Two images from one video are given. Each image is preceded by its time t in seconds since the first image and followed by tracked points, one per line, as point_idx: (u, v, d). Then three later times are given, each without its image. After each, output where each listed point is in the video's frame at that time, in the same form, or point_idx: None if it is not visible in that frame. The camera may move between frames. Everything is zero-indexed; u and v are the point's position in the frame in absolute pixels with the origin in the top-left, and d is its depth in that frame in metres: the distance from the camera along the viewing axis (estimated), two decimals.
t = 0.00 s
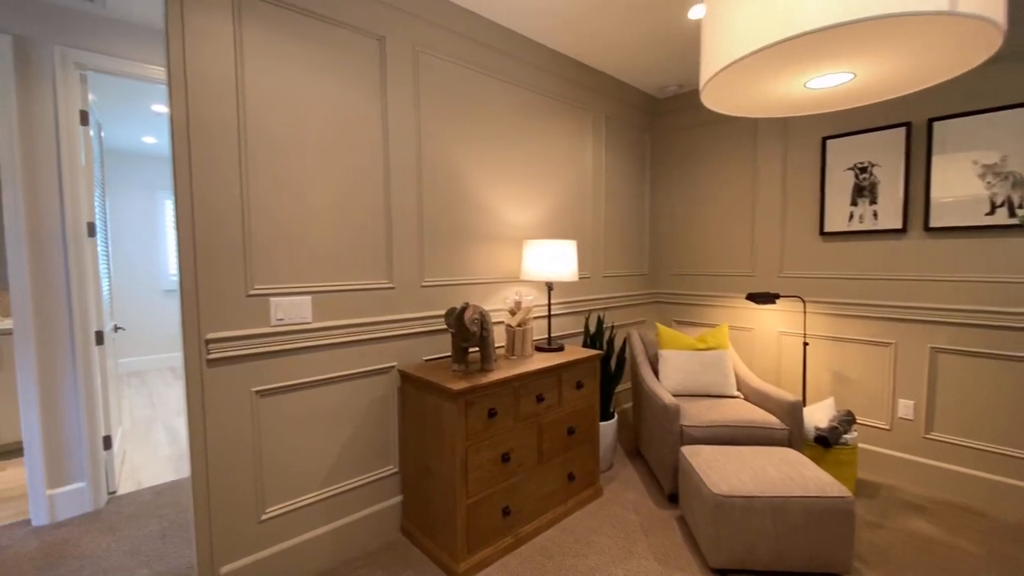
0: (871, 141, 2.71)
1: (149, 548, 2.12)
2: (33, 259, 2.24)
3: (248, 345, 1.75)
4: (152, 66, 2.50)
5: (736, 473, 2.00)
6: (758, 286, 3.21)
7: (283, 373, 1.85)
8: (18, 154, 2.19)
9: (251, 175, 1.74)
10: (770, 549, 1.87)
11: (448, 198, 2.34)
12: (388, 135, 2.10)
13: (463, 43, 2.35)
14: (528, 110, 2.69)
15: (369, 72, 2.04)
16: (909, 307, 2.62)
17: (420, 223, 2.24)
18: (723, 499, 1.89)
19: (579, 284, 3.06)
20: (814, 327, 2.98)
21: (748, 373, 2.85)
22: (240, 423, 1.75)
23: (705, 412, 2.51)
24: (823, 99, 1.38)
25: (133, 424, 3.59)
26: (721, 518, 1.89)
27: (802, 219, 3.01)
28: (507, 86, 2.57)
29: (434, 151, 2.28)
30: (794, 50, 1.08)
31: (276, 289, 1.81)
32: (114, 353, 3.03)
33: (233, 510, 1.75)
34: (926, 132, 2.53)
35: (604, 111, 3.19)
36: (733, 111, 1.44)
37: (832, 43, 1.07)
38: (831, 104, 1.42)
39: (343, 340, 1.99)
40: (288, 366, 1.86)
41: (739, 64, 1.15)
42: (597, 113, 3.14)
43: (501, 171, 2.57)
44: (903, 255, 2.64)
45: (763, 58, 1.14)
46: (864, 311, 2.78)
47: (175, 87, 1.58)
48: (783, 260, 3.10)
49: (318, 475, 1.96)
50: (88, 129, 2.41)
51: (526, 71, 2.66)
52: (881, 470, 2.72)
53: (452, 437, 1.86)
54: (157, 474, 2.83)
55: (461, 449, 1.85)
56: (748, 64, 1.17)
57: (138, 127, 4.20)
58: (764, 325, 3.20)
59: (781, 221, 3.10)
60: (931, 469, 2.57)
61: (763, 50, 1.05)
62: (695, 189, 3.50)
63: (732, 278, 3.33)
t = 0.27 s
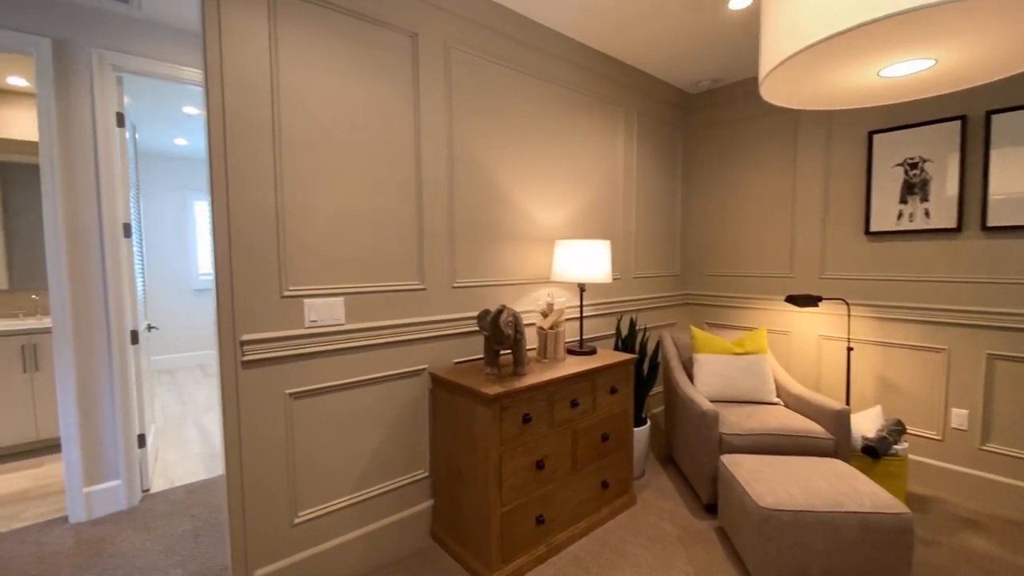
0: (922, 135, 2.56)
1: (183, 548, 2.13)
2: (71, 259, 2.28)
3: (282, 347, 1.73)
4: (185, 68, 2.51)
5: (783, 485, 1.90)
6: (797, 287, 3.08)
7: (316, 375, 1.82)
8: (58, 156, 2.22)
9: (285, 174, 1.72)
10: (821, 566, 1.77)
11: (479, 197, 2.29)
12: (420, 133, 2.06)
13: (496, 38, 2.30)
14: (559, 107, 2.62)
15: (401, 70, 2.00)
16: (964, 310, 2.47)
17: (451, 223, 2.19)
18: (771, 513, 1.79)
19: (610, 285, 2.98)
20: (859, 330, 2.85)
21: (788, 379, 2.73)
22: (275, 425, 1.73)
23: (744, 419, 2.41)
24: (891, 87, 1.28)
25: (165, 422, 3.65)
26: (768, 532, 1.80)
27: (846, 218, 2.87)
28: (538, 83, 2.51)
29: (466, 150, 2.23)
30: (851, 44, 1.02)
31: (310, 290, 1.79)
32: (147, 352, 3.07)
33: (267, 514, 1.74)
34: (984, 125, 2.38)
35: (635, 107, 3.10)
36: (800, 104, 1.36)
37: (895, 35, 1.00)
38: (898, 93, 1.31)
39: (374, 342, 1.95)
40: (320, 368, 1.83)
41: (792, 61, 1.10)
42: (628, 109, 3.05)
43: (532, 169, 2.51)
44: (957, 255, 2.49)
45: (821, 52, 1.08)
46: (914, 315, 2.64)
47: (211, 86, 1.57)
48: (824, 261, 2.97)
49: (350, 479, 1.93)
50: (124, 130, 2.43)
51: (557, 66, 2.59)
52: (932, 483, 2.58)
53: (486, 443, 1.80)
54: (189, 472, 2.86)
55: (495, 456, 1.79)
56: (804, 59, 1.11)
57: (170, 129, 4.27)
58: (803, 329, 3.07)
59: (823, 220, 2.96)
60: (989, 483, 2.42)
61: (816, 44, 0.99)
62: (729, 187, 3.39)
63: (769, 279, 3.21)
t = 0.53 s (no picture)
0: (981, 126, 2.41)
1: (215, 548, 2.11)
2: (106, 258, 2.29)
3: (316, 348, 1.69)
4: (216, 66, 2.50)
5: (838, 498, 1.79)
6: (840, 288, 2.95)
7: (350, 376, 1.78)
8: (94, 156, 2.24)
9: (320, 171, 1.68)
10: None
11: (512, 194, 2.23)
12: (454, 128, 2.01)
13: (530, 30, 2.24)
14: (593, 101, 2.54)
15: (435, 63, 1.95)
16: None
17: (484, 221, 2.13)
18: (826, 529, 1.69)
19: (644, 285, 2.89)
20: (909, 334, 2.70)
21: (833, 384, 2.61)
22: (309, 427, 1.70)
23: (789, 426, 2.29)
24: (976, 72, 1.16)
25: (195, 419, 3.68)
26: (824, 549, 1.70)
27: (895, 215, 2.73)
28: (572, 76, 2.43)
29: (500, 146, 2.17)
30: (916, 36, 0.95)
31: (345, 290, 1.75)
32: (178, 349, 3.09)
33: (300, 517, 1.70)
34: None
35: (669, 102, 3.00)
36: (878, 92, 1.26)
37: (966, 25, 0.93)
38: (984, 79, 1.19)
39: (407, 343, 1.91)
40: (354, 369, 1.79)
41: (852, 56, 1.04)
42: (662, 103, 2.95)
43: (565, 165, 2.43)
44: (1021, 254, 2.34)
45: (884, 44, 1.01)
46: (970, 318, 2.48)
47: (247, 81, 1.54)
48: (871, 261, 2.82)
49: (384, 483, 1.89)
50: (157, 130, 2.44)
51: (591, 59, 2.51)
52: (991, 497, 2.42)
53: (524, 448, 1.73)
54: (219, 470, 2.87)
55: (533, 462, 1.72)
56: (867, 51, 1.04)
57: (199, 130, 4.32)
58: (847, 331, 2.93)
59: (869, 217, 2.82)
60: None
61: (876, 39, 0.93)
62: (767, 183, 3.26)
63: (810, 279, 3.07)
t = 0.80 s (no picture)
0: None
1: (246, 548, 2.09)
2: (140, 255, 2.29)
3: (350, 347, 1.64)
4: (247, 63, 2.49)
5: (901, 512, 1.67)
6: (890, 287, 2.79)
7: (383, 377, 1.73)
8: (128, 154, 2.24)
9: (354, 164, 1.63)
10: None
11: (546, 189, 2.15)
12: (489, 121, 1.94)
13: (566, 20, 2.16)
14: (629, 93, 2.45)
15: (470, 54, 1.89)
16: None
17: (518, 217, 2.06)
18: (891, 545, 1.57)
19: (680, 284, 2.77)
20: (967, 336, 2.53)
21: (885, 389, 2.46)
22: (342, 428, 1.65)
23: (840, 433, 2.16)
24: None
25: (224, 416, 3.70)
26: (887, 567, 1.58)
27: (951, 209, 2.56)
28: (608, 66, 2.35)
29: (535, 139, 2.10)
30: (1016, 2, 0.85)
31: (378, 287, 1.70)
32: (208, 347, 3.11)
33: (333, 521, 1.66)
34: None
35: (706, 93, 2.89)
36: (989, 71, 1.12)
37: None
38: None
39: (441, 343, 1.85)
40: (387, 369, 1.74)
41: (938, 33, 0.96)
42: (699, 95, 2.84)
43: (601, 159, 2.34)
44: None
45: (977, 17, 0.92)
46: None
47: (282, 72, 1.50)
48: (924, 259, 2.66)
49: (416, 486, 1.83)
50: (189, 128, 2.44)
51: (627, 49, 2.42)
52: None
53: (563, 453, 1.65)
54: (248, 469, 2.86)
55: (573, 468, 1.64)
56: (958, 25, 0.95)
57: (228, 130, 4.36)
58: (897, 334, 2.77)
59: (923, 212, 2.66)
60: None
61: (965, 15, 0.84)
62: (808, 178, 3.12)
63: (856, 278, 2.92)
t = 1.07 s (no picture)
0: None
1: (274, 552, 2.04)
2: (171, 252, 2.28)
3: (382, 347, 1.57)
4: (277, 58, 2.46)
5: (986, 536, 1.50)
6: (955, 287, 2.57)
7: (415, 378, 1.65)
8: (160, 151, 2.23)
9: (387, 155, 1.56)
10: None
11: (585, 181, 2.03)
12: (526, 110, 1.84)
13: (606, 4, 2.05)
14: (670, 80, 2.31)
15: (506, 39, 1.79)
16: None
17: (556, 211, 1.95)
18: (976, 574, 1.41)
19: (723, 283, 2.62)
20: None
21: (953, 398, 2.26)
22: (374, 432, 1.58)
23: (906, 445, 1.99)
24: None
25: (253, 414, 3.71)
26: None
27: None
28: (649, 53, 2.22)
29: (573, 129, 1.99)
30: None
31: (412, 284, 1.62)
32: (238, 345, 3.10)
33: (364, 529, 1.58)
34: None
35: (751, 81, 2.72)
36: None
37: None
38: None
39: (475, 343, 1.76)
40: (420, 371, 1.66)
41: None
42: (744, 83, 2.68)
43: (641, 151, 2.22)
44: None
45: None
46: None
47: (314, 59, 1.43)
48: (995, 256, 2.44)
49: (449, 494, 1.75)
50: (220, 125, 2.41)
51: (669, 34, 2.29)
52: None
53: (608, 463, 1.54)
54: (277, 469, 2.83)
55: (620, 480, 1.52)
56: None
57: (258, 129, 4.39)
58: (964, 337, 2.55)
59: (994, 205, 2.44)
60: None
61: None
62: (861, 170, 2.91)
63: (915, 277, 2.71)
